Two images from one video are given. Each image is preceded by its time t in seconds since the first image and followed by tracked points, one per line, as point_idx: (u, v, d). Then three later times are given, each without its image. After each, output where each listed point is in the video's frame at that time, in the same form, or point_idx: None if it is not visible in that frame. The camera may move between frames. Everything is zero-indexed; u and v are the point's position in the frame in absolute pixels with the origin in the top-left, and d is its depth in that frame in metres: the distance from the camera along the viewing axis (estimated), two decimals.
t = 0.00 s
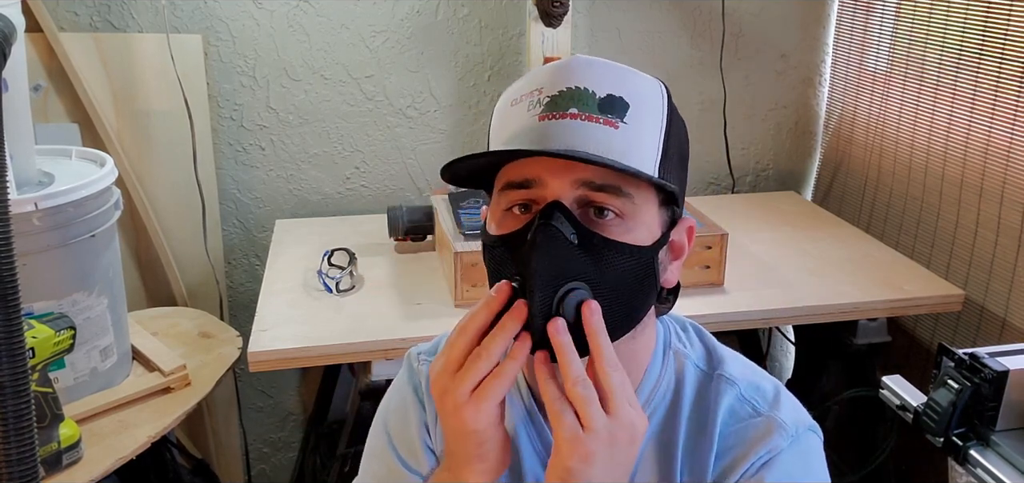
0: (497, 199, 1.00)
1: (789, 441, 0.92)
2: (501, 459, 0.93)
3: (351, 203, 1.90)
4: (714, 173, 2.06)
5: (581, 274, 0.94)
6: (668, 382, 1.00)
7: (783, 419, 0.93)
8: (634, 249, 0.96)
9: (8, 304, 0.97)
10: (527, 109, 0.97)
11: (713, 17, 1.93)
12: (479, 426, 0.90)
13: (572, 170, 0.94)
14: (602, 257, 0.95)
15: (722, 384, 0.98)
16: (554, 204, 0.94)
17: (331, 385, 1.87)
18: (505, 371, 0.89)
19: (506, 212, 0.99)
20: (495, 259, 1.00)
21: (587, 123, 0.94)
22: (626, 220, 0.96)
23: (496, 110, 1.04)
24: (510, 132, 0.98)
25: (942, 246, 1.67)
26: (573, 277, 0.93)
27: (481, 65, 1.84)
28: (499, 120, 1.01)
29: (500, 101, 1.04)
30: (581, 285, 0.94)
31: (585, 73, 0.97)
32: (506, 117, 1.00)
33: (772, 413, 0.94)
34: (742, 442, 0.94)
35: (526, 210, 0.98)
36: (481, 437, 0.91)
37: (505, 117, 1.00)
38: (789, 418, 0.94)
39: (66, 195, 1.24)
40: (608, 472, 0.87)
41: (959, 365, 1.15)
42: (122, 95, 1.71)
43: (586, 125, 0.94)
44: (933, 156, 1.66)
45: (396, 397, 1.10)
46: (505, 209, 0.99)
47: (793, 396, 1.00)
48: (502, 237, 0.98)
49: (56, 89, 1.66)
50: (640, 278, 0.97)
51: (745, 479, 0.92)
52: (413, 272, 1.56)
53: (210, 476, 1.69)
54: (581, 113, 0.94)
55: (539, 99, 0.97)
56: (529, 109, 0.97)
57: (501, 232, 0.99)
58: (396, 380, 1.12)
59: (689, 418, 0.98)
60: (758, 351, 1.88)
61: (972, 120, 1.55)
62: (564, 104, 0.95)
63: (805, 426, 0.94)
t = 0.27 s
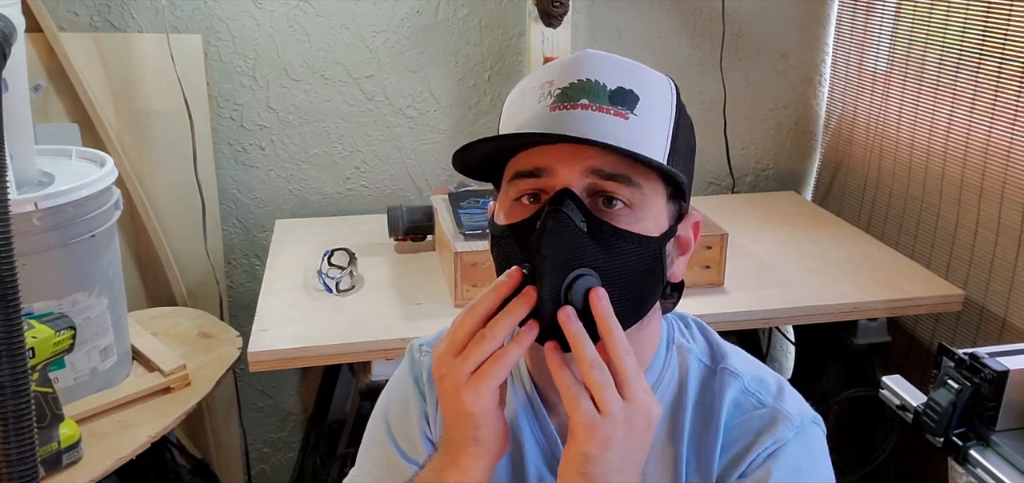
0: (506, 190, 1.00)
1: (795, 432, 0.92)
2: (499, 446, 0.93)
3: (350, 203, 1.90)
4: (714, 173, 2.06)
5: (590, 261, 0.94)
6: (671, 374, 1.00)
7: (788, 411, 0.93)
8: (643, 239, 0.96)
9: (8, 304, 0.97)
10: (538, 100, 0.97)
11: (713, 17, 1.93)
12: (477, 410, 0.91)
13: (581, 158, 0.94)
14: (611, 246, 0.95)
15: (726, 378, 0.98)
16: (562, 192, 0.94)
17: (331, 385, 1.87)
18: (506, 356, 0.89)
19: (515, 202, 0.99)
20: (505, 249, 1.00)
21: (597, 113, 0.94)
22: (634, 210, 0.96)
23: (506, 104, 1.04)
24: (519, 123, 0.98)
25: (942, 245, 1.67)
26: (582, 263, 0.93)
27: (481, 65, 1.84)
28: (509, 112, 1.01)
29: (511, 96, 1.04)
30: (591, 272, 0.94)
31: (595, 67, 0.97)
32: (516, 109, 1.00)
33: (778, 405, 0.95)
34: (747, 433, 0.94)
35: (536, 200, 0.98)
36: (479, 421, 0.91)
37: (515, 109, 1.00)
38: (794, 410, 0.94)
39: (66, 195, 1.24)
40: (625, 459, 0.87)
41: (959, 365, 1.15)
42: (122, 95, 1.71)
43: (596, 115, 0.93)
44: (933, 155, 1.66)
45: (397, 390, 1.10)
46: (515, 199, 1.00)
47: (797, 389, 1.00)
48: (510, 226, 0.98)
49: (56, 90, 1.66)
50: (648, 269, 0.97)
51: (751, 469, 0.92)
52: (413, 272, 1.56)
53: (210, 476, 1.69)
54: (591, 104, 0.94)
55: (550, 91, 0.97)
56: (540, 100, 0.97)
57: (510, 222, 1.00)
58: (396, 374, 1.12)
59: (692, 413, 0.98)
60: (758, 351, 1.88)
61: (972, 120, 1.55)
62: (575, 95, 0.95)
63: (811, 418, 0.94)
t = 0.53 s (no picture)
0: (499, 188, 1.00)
1: (802, 439, 0.92)
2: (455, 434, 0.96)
3: (350, 203, 1.90)
4: (714, 174, 2.06)
5: (566, 255, 0.92)
6: (676, 375, 0.99)
7: (795, 416, 0.93)
8: (623, 234, 0.94)
9: (8, 305, 0.97)
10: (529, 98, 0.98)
11: (713, 17, 1.93)
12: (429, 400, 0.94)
13: (558, 152, 0.93)
14: (589, 240, 0.93)
15: (732, 381, 0.97)
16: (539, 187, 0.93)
17: (331, 385, 1.87)
18: (457, 353, 0.91)
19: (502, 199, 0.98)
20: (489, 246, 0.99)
21: (577, 109, 0.94)
22: (614, 205, 0.94)
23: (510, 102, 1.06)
24: (513, 121, 1.00)
25: (942, 245, 1.67)
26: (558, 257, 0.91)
27: (481, 66, 1.84)
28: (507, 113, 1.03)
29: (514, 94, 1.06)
30: (564, 265, 0.91)
31: (583, 64, 0.97)
32: (512, 110, 1.02)
33: (785, 410, 0.94)
34: (753, 439, 0.94)
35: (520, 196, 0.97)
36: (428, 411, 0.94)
37: (510, 110, 1.02)
38: (801, 416, 0.94)
39: (66, 195, 1.24)
40: (630, 464, 0.86)
41: (959, 365, 1.15)
42: (122, 95, 1.71)
43: (576, 111, 0.94)
44: (933, 155, 1.66)
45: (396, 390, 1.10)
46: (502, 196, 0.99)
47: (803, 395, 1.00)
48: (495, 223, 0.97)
49: (56, 89, 1.66)
50: (632, 265, 0.95)
51: (759, 475, 0.92)
52: (413, 272, 1.56)
53: (210, 476, 1.69)
54: (572, 100, 0.95)
55: (540, 89, 0.98)
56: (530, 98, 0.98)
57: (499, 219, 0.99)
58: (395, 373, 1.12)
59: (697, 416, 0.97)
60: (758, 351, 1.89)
61: (972, 121, 1.55)
62: (560, 92, 0.96)
63: (818, 424, 0.94)
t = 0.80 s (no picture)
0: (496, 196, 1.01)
1: (793, 445, 0.91)
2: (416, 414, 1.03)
3: (350, 203, 1.90)
4: (714, 174, 2.06)
5: (549, 274, 0.93)
6: (671, 377, 0.99)
7: (787, 422, 0.92)
8: (610, 250, 0.94)
9: (7, 305, 0.97)
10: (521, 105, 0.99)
11: (713, 17, 1.93)
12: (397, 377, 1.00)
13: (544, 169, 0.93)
14: (575, 258, 0.93)
15: (726, 386, 0.97)
16: (526, 204, 0.94)
17: (331, 385, 1.87)
18: (426, 336, 0.96)
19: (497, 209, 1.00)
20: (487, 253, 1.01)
21: (566, 123, 0.94)
22: (601, 222, 0.94)
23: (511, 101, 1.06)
24: (507, 126, 1.00)
25: (942, 245, 1.67)
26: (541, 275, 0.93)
27: (481, 66, 1.84)
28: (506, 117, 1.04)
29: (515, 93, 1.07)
30: (549, 284, 0.93)
31: (576, 73, 0.96)
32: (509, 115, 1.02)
33: (777, 415, 0.93)
34: (744, 443, 0.93)
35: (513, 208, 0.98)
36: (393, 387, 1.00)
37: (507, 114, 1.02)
38: (794, 423, 0.92)
39: (66, 195, 1.24)
40: (609, 447, 0.84)
41: (959, 365, 1.15)
42: (122, 95, 1.71)
43: (564, 124, 0.94)
44: (933, 155, 1.66)
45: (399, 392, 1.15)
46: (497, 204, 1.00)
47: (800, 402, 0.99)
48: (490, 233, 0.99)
49: (56, 89, 1.66)
50: (622, 278, 0.95)
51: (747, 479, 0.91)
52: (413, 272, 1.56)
53: (210, 476, 1.69)
54: (561, 113, 0.94)
55: (532, 96, 0.98)
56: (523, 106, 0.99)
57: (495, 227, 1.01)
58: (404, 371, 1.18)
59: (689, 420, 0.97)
60: (758, 351, 1.89)
61: (972, 121, 1.55)
62: (550, 103, 0.96)
63: (810, 432, 0.92)
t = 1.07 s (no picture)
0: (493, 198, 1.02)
1: (781, 452, 0.87)
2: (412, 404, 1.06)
3: (351, 203, 1.90)
4: (714, 174, 2.06)
5: (541, 280, 0.93)
6: (664, 380, 0.99)
7: (777, 428, 0.89)
8: (603, 256, 0.94)
9: (7, 305, 0.97)
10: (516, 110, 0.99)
11: (713, 17, 1.93)
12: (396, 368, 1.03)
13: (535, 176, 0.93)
14: (569, 263, 0.94)
15: (719, 390, 0.94)
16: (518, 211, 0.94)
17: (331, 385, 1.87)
18: (428, 333, 0.97)
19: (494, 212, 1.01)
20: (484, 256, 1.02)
21: (558, 128, 0.94)
22: (593, 227, 0.94)
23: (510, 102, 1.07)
24: (503, 130, 1.01)
25: (942, 245, 1.67)
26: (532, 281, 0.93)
27: (481, 66, 1.84)
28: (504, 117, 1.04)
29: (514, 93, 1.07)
30: (541, 290, 0.93)
31: (570, 76, 0.96)
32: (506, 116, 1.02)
33: (768, 422, 0.90)
34: (731, 446, 0.90)
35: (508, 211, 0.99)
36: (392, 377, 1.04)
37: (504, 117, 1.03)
38: (784, 430, 0.89)
39: (66, 195, 1.24)
40: (564, 431, 0.82)
41: (959, 365, 1.15)
42: (122, 95, 1.71)
43: (557, 130, 0.94)
44: (933, 155, 1.66)
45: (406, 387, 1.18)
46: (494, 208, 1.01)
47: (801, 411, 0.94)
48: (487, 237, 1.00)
49: (57, 90, 1.66)
50: (616, 282, 0.95)
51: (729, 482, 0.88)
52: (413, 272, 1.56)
53: (210, 477, 1.69)
54: (553, 118, 0.95)
55: (526, 100, 0.98)
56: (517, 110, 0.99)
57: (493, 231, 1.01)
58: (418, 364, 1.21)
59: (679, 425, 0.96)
60: (758, 351, 1.89)
61: (972, 121, 1.55)
62: (543, 107, 0.96)
63: (801, 440, 0.88)
